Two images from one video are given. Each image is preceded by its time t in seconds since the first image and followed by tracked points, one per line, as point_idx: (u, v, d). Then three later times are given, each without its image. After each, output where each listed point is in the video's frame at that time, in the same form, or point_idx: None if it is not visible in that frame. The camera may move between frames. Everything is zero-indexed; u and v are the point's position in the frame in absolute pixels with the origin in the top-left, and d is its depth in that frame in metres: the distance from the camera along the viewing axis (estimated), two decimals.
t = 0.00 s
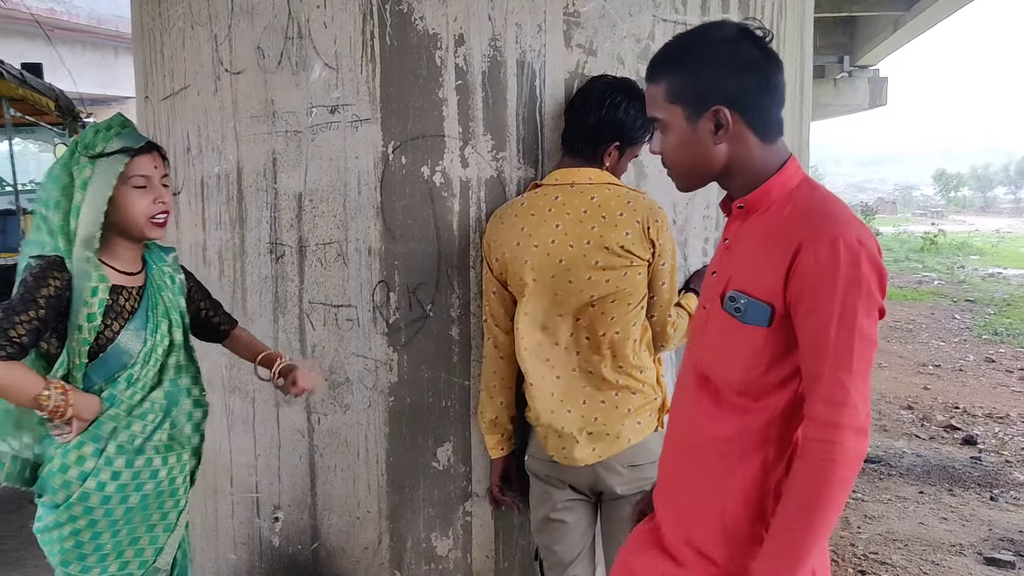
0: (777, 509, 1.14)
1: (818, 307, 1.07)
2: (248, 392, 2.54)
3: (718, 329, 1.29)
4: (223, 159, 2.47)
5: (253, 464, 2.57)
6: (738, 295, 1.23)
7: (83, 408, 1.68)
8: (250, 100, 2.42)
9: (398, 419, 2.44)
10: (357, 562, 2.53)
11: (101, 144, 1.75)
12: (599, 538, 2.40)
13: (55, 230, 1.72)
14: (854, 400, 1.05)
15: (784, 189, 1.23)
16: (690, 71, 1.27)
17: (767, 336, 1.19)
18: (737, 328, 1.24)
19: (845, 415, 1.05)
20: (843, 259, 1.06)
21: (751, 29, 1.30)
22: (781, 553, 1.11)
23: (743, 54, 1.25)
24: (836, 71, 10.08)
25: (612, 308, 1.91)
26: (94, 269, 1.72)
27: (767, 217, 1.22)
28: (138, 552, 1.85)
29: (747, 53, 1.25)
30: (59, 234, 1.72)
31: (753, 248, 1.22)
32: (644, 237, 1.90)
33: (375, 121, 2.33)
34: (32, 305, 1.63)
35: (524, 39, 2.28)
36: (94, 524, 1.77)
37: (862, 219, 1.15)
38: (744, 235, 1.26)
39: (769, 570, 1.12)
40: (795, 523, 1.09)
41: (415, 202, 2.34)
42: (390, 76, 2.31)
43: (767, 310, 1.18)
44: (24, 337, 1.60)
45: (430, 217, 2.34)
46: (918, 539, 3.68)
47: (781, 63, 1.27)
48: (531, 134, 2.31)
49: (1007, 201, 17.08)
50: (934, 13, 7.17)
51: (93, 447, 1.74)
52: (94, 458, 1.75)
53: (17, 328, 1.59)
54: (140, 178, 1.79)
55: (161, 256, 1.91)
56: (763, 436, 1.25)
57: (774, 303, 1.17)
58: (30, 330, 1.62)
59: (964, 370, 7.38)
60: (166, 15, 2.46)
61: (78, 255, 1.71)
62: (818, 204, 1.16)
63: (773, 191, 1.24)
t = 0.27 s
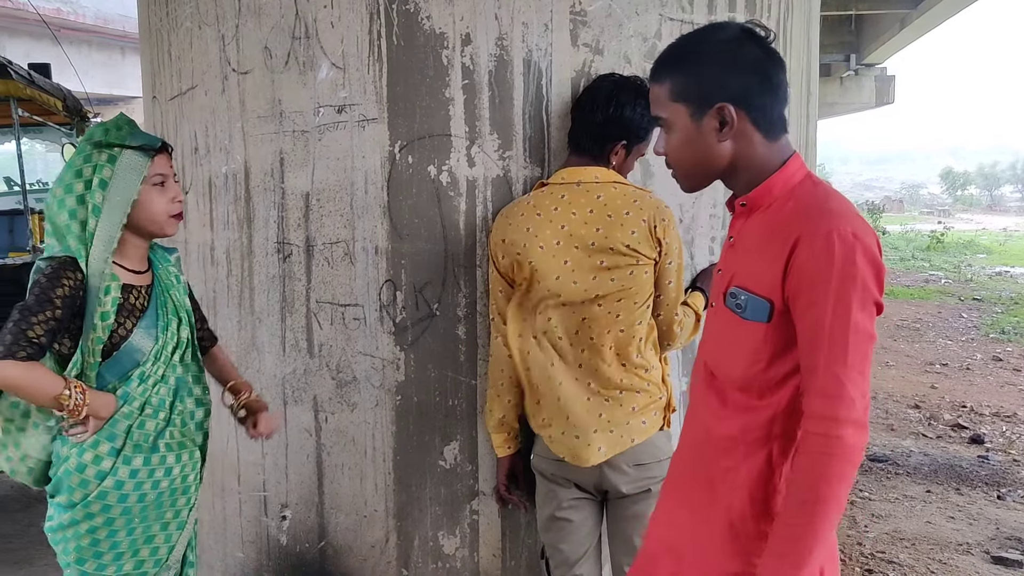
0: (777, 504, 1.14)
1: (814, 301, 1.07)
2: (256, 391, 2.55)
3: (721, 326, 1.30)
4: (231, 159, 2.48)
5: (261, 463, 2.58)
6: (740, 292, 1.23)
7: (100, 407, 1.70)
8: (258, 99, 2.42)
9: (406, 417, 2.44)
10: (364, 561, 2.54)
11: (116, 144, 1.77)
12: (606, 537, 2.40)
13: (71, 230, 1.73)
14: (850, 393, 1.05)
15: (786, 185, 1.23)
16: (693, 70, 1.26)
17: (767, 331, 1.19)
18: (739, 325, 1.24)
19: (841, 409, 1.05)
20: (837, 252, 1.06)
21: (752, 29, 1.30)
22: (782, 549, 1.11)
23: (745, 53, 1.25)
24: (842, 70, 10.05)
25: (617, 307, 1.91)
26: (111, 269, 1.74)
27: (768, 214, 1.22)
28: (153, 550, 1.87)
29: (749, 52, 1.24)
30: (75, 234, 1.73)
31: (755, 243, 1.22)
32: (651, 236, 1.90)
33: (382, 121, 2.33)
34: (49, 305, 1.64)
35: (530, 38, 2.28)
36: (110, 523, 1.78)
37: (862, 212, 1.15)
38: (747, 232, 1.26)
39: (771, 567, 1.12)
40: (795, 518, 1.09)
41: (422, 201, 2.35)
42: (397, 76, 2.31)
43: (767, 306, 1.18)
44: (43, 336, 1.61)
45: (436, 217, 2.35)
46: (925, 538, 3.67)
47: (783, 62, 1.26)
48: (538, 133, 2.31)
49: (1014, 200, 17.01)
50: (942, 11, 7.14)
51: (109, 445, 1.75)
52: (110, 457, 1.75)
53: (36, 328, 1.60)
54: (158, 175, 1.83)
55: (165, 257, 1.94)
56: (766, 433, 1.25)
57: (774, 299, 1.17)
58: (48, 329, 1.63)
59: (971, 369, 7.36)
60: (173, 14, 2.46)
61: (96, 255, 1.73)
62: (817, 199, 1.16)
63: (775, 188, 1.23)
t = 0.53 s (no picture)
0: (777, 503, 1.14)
1: (817, 300, 1.08)
2: (261, 391, 2.56)
3: (727, 325, 1.30)
4: (236, 159, 2.48)
5: (266, 462, 2.59)
6: (746, 291, 1.23)
7: (116, 404, 1.70)
8: (263, 100, 2.43)
9: (410, 417, 2.45)
10: (369, 560, 2.55)
11: (129, 146, 1.79)
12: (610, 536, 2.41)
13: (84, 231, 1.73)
14: (851, 392, 1.05)
15: (793, 186, 1.22)
16: (702, 70, 1.27)
17: (772, 331, 1.19)
18: (745, 324, 1.24)
19: (842, 408, 1.05)
20: (841, 252, 1.06)
21: (762, 29, 1.31)
22: (780, 547, 1.11)
23: (756, 51, 1.25)
24: (848, 68, 10.03)
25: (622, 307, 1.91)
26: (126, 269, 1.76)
27: (774, 214, 1.22)
28: (163, 549, 1.88)
29: (757, 52, 1.25)
30: (87, 235, 1.73)
31: (761, 243, 1.22)
32: (656, 236, 1.90)
33: (387, 121, 2.34)
34: (63, 305, 1.64)
35: (535, 38, 2.28)
36: (121, 523, 1.79)
37: (869, 212, 1.14)
38: (753, 232, 1.26)
39: (769, 565, 1.12)
40: (792, 517, 1.09)
41: (426, 202, 2.35)
42: (401, 76, 2.31)
43: (771, 305, 1.18)
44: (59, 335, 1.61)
45: (441, 217, 2.35)
46: (930, 538, 3.66)
47: (792, 61, 1.27)
48: (542, 133, 2.31)
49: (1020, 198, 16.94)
50: (947, 10, 7.12)
51: (120, 445, 1.76)
52: (122, 457, 1.76)
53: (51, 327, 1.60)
54: (168, 176, 1.86)
55: (170, 258, 1.96)
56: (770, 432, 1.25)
57: (779, 298, 1.17)
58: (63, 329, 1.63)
59: (977, 368, 7.34)
60: (178, 16, 2.48)
61: (111, 256, 1.74)
62: (823, 200, 1.16)
63: (783, 187, 1.23)
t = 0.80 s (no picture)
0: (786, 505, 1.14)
1: (826, 301, 1.08)
2: (266, 392, 2.57)
3: (739, 328, 1.30)
4: (240, 161, 2.49)
5: (271, 463, 2.60)
6: (756, 293, 1.24)
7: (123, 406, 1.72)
8: (267, 102, 2.44)
9: (415, 418, 2.45)
10: (374, 561, 2.55)
11: (141, 148, 1.80)
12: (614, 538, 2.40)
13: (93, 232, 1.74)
14: (860, 394, 1.05)
15: (804, 187, 1.23)
16: (717, 69, 1.26)
17: (782, 332, 1.19)
18: (756, 326, 1.24)
19: (851, 409, 1.05)
20: (849, 253, 1.06)
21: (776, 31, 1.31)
22: (789, 547, 1.11)
23: (767, 53, 1.25)
24: (853, 69, 10.01)
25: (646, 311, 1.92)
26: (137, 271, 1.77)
27: (786, 217, 1.22)
28: (170, 550, 1.89)
29: (773, 53, 1.25)
30: (96, 237, 1.74)
31: (772, 245, 1.22)
32: (679, 240, 1.92)
33: (391, 123, 2.34)
34: (71, 307, 1.64)
35: (538, 39, 2.28)
36: (130, 524, 1.80)
37: (878, 214, 1.14)
38: (764, 234, 1.26)
39: (778, 565, 1.13)
40: (800, 518, 1.09)
41: (430, 203, 2.35)
42: (405, 78, 2.32)
43: (781, 308, 1.19)
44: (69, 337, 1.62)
45: (445, 218, 2.35)
46: (936, 539, 3.65)
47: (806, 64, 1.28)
48: (546, 134, 2.31)
49: None
50: (953, 10, 7.09)
51: (129, 447, 1.76)
52: (130, 458, 1.77)
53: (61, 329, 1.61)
54: (179, 179, 1.86)
55: (177, 259, 1.98)
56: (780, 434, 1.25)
57: (789, 300, 1.17)
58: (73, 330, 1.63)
59: (983, 369, 7.31)
60: (183, 18, 2.49)
61: (121, 258, 1.75)
62: (834, 202, 1.16)
63: (793, 189, 1.24)
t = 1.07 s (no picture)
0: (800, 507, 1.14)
1: (837, 303, 1.08)
2: (271, 393, 2.58)
3: (750, 329, 1.30)
4: (245, 163, 2.50)
5: (276, 465, 2.60)
6: (767, 294, 1.24)
7: (130, 408, 1.72)
8: (272, 104, 2.44)
9: (419, 419, 2.45)
10: (378, 562, 2.55)
11: (149, 150, 1.81)
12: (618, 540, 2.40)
13: (102, 233, 1.73)
14: (872, 395, 1.05)
15: (813, 188, 1.23)
16: (724, 74, 1.27)
17: (793, 334, 1.19)
18: (767, 328, 1.24)
19: (864, 410, 1.05)
20: (860, 255, 1.06)
21: (782, 32, 1.31)
22: (804, 549, 1.11)
23: (773, 55, 1.25)
24: (857, 69, 10.00)
25: (671, 304, 1.96)
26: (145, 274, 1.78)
27: (795, 218, 1.22)
28: (174, 552, 1.89)
29: (780, 55, 1.25)
30: (105, 238, 1.73)
31: (782, 246, 1.22)
32: (697, 230, 1.98)
33: (395, 124, 2.34)
34: (79, 309, 1.64)
35: (542, 41, 2.28)
36: (135, 526, 1.80)
37: (887, 214, 1.14)
38: (774, 235, 1.26)
39: (793, 567, 1.13)
40: (814, 520, 1.09)
41: (435, 205, 2.36)
42: (410, 80, 2.32)
43: (792, 309, 1.19)
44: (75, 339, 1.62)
45: (449, 220, 2.36)
46: (941, 541, 3.64)
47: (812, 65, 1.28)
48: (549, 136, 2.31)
49: None
50: (959, 10, 7.07)
51: (135, 448, 1.77)
52: (136, 460, 1.77)
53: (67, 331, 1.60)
54: (187, 183, 1.88)
55: (182, 261, 1.99)
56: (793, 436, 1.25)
57: (799, 301, 1.17)
58: (80, 333, 1.63)
59: (988, 370, 7.29)
60: (188, 20, 2.50)
61: (129, 260, 1.76)
62: (844, 203, 1.16)
63: (802, 191, 1.24)
